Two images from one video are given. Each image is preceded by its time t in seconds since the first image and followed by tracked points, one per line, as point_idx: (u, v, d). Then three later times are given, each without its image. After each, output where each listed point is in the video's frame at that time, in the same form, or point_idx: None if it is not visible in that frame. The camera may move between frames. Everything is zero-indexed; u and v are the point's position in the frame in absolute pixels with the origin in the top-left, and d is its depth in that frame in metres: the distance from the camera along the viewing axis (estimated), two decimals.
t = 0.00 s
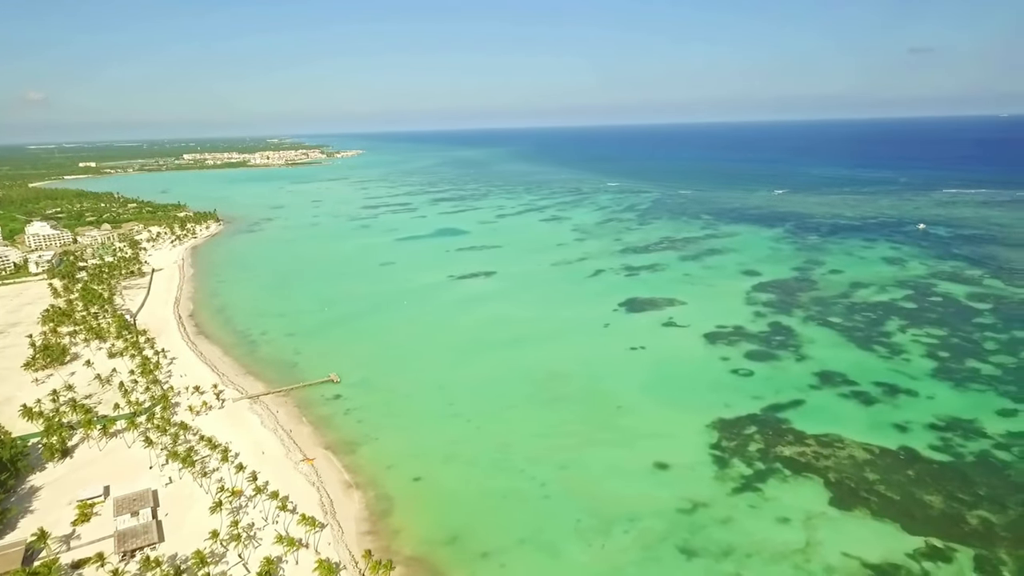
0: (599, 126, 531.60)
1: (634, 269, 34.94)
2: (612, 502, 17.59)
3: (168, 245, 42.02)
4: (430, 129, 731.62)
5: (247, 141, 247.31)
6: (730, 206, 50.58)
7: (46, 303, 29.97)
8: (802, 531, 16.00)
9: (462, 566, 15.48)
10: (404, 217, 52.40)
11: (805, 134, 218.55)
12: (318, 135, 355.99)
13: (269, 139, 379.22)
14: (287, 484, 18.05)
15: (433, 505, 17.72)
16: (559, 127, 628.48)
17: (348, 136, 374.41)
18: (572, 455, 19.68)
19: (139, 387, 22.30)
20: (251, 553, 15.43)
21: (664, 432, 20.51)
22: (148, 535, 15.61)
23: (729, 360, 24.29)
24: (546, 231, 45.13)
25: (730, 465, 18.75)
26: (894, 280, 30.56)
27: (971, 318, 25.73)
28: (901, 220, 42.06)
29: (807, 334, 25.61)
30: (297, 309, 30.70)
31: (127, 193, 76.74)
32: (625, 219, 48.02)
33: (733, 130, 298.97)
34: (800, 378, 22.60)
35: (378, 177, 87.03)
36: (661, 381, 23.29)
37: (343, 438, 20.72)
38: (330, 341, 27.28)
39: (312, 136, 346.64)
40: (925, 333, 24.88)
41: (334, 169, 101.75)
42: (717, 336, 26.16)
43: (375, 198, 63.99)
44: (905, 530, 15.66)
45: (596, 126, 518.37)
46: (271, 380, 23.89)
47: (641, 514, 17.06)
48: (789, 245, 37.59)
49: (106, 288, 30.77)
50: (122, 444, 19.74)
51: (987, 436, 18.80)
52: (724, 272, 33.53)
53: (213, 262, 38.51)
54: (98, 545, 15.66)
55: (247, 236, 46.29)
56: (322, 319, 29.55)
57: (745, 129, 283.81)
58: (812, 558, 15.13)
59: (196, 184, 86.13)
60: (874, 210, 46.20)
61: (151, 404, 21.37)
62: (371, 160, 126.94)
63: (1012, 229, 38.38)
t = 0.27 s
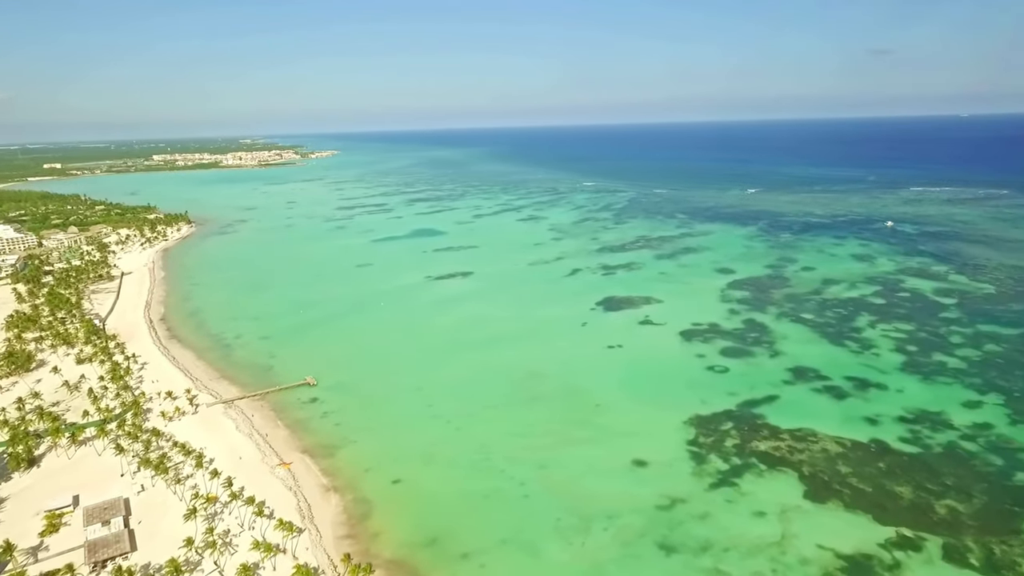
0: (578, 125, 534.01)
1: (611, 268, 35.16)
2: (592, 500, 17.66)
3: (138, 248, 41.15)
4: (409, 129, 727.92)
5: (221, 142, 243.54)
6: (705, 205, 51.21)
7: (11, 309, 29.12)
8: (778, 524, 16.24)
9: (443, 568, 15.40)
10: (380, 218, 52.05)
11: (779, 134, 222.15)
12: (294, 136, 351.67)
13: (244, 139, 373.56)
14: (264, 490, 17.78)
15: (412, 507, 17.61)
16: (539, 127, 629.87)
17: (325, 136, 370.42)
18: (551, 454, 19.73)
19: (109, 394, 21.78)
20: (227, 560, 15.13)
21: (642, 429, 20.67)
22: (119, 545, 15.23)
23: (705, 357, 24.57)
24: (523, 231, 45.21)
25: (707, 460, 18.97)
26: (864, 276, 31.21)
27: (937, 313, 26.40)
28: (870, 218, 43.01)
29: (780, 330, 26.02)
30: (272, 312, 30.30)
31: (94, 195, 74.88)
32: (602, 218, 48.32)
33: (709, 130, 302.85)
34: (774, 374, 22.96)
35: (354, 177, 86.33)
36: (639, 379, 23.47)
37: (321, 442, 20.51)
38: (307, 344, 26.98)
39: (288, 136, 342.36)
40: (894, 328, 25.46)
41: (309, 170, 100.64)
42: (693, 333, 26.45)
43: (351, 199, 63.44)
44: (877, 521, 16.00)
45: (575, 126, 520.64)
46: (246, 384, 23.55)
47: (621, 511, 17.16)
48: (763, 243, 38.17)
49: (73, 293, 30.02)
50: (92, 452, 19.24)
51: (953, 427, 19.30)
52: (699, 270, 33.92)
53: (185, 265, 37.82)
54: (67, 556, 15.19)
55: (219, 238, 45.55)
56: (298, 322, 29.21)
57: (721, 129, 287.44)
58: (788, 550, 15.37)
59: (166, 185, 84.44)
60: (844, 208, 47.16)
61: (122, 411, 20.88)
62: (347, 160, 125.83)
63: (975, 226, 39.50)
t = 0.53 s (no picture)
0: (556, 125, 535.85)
1: (587, 267, 35.36)
2: (570, 498, 17.72)
3: (105, 251, 40.20)
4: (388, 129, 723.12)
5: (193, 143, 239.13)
6: (678, 204, 51.81)
7: None
8: (753, 518, 16.48)
9: (422, 570, 15.30)
10: (355, 218, 51.64)
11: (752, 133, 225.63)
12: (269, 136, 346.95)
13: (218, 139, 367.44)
14: (238, 495, 17.47)
15: (390, 510, 17.49)
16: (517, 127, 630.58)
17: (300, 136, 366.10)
18: (529, 453, 19.76)
19: (76, 401, 21.21)
20: (201, 568, 14.78)
21: (619, 427, 20.82)
22: (88, 556, 14.80)
23: (681, 354, 24.84)
24: (499, 230, 45.26)
25: (683, 457, 19.17)
26: (833, 273, 31.85)
27: (904, 308, 27.05)
28: (839, 216, 43.94)
29: (753, 327, 26.42)
30: (245, 316, 29.87)
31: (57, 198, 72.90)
32: (577, 218, 48.58)
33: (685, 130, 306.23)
34: (748, 370, 23.30)
35: (328, 178, 85.56)
36: (616, 377, 23.63)
37: (296, 446, 20.26)
38: (281, 347, 26.66)
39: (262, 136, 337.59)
40: (863, 323, 26.02)
41: (282, 170, 99.40)
42: (669, 331, 26.72)
43: (325, 199, 62.82)
44: (848, 513, 16.33)
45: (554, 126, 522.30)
46: (219, 389, 23.17)
47: (599, 509, 17.25)
48: (735, 242, 38.73)
49: (37, 298, 29.20)
50: (58, 460, 18.68)
51: (920, 419, 19.79)
52: (674, 268, 34.28)
53: (155, 269, 37.07)
54: (33, 568, 14.65)
55: (190, 241, 44.75)
56: (272, 325, 28.83)
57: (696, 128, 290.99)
58: (763, 544, 15.61)
59: (134, 187, 82.62)
60: (813, 206, 48.09)
61: (89, 418, 20.34)
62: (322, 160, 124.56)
63: (939, 223, 40.60)
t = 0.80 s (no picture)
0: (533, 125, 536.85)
1: (562, 266, 35.51)
2: (548, 498, 17.76)
3: (68, 255, 39.08)
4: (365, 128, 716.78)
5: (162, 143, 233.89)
6: (651, 204, 52.33)
7: None
8: (727, 512, 16.72)
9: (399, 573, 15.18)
10: (328, 219, 51.12)
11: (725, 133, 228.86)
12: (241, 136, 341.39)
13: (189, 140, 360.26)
14: (211, 502, 17.12)
15: (367, 514, 17.33)
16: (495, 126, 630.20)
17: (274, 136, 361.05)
18: (506, 453, 19.76)
19: (39, 410, 20.58)
20: None
21: (595, 425, 20.93)
22: (53, 569, 14.32)
23: (655, 352, 25.08)
24: (474, 231, 45.20)
25: (659, 453, 19.36)
26: (803, 270, 32.46)
27: (870, 303, 27.69)
28: (807, 214, 44.83)
29: (726, 324, 26.80)
30: (217, 320, 29.35)
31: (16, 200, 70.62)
32: (551, 217, 48.74)
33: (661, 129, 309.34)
34: (721, 367, 23.62)
35: (300, 179, 84.51)
36: (591, 376, 23.77)
37: (270, 450, 19.98)
38: (254, 351, 26.29)
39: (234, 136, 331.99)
40: (832, 318, 26.57)
41: (253, 171, 97.86)
42: (643, 329, 26.97)
43: (297, 201, 62.04)
44: (819, 505, 16.66)
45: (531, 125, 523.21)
46: (190, 394, 22.75)
47: (577, 507, 17.32)
48: (707, 240, 39.24)
49: None
50: (21, 471, 18.07)
51: (888, 412, 20.27)
52: (647, 267, 34.60)
53: (122, 273, 36.18)
54: None
55: (157, 244, 43.79)
56: (244, 329, 28.38)
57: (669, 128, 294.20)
58: (737, 537, 15.83)
59: (97, 189, 80.48)
60: (783, 204, 48.98)
61: (54, 427, 19.74)
62: (294, 161, 122.97)
63: (902, 220, 41.71)
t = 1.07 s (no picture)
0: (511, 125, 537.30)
1: (538, 266, 35.62)
2: (526, 497, 17.78)
3: (31, 259, 37.93)
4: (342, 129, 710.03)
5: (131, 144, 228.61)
6: (625, 203, 52.80)
7: None
8: (704, 508, 16.91)
9: None
10: (301, 221, 50.55)
11: (700, 132, 231.81)
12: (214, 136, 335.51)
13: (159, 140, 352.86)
14: (183, 510, 16.75)
15: (345, 517, 17.15)
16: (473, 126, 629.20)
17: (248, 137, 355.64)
18: (484, 454, 19.74)
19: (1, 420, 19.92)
20: None
21: (573, 424, 21.03)
22: None
23: (631, 350, 25.29)
24: (449, 231, 45.11)
25: (636, 450, 19.53)
26: (774, 267, 33.02)
27: (839, 299, 28.29)
28: (778, 212, 45.66)
29: (700, 321, 27.13)
30: (188, 324, 28.80)
31: None
32: (527, 217, 48.88)
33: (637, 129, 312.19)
34: (696, 364, 23.91)
35: (272, 180, 83.42)
36: (568, 375, 23.89)
37: (245, 456, 19.66)
38: (227, 355, 25.86)
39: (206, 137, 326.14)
40: (802, 315, 27.08)
41: (224, 172, 96.28)
42: (619, 327, 27.17)
43: (269, 202, 61.21)
44: (793, 498, 16.95)
45: (510, 125, 523.61)
46: (160, 400, 22.28)
47: (555, 506, 17.37)
48: (681, 239, 39.70)
49: None
50: None
51: (857, 405, 20.73)
52: (622, 266, 34.87)
53: (88, 277, 35.26)
54: None
55: (124, 247, 42.78)
56: (216, 333, 27.90)
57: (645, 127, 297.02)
58: (714, 532, 16.03)
59: (60, 191, 78.28)
60: (754, 203, 49.81)
61: (17, 437, 19.12)
62: (267, 162, 121.23)
63: (869, 217, 42.76)
